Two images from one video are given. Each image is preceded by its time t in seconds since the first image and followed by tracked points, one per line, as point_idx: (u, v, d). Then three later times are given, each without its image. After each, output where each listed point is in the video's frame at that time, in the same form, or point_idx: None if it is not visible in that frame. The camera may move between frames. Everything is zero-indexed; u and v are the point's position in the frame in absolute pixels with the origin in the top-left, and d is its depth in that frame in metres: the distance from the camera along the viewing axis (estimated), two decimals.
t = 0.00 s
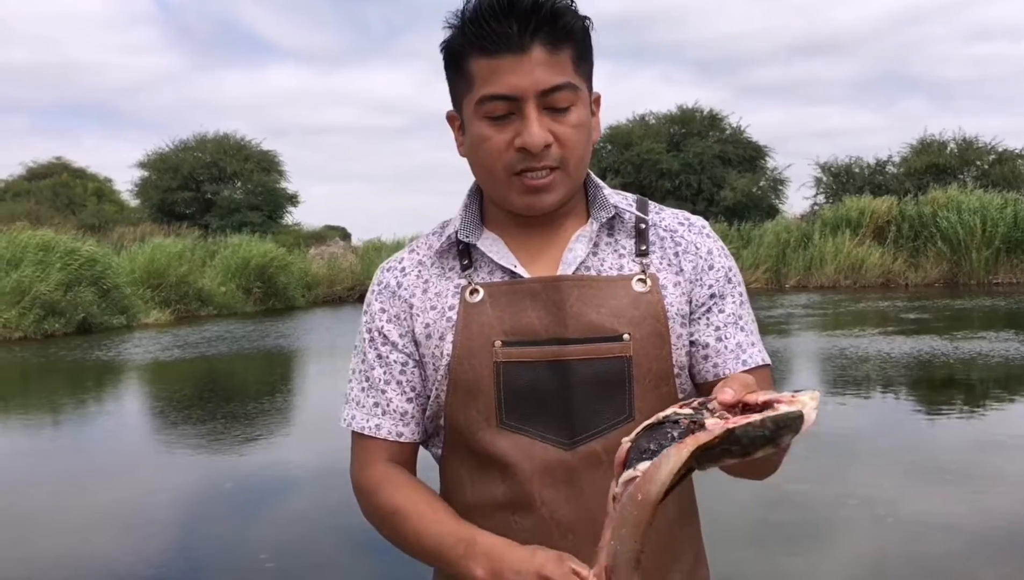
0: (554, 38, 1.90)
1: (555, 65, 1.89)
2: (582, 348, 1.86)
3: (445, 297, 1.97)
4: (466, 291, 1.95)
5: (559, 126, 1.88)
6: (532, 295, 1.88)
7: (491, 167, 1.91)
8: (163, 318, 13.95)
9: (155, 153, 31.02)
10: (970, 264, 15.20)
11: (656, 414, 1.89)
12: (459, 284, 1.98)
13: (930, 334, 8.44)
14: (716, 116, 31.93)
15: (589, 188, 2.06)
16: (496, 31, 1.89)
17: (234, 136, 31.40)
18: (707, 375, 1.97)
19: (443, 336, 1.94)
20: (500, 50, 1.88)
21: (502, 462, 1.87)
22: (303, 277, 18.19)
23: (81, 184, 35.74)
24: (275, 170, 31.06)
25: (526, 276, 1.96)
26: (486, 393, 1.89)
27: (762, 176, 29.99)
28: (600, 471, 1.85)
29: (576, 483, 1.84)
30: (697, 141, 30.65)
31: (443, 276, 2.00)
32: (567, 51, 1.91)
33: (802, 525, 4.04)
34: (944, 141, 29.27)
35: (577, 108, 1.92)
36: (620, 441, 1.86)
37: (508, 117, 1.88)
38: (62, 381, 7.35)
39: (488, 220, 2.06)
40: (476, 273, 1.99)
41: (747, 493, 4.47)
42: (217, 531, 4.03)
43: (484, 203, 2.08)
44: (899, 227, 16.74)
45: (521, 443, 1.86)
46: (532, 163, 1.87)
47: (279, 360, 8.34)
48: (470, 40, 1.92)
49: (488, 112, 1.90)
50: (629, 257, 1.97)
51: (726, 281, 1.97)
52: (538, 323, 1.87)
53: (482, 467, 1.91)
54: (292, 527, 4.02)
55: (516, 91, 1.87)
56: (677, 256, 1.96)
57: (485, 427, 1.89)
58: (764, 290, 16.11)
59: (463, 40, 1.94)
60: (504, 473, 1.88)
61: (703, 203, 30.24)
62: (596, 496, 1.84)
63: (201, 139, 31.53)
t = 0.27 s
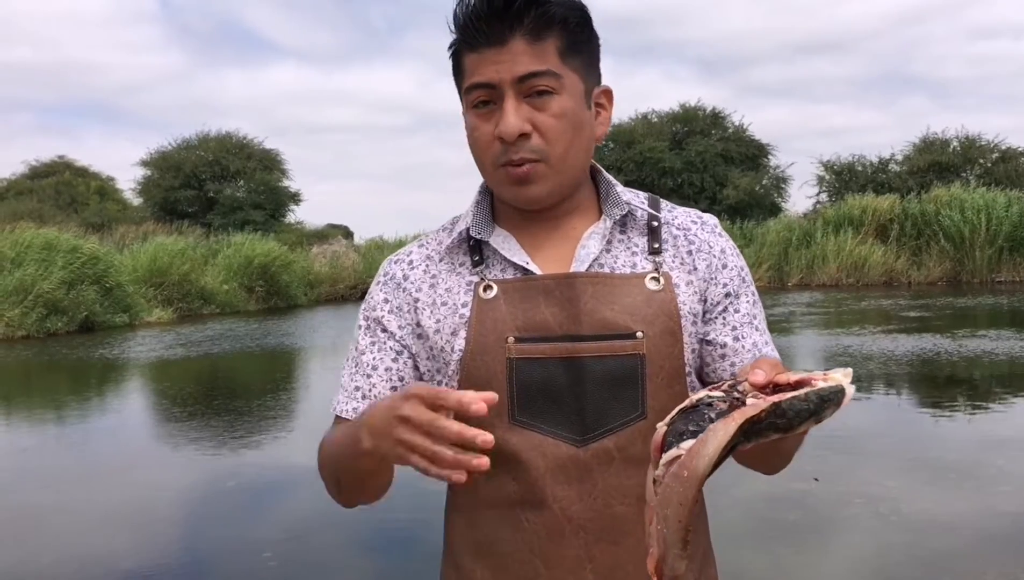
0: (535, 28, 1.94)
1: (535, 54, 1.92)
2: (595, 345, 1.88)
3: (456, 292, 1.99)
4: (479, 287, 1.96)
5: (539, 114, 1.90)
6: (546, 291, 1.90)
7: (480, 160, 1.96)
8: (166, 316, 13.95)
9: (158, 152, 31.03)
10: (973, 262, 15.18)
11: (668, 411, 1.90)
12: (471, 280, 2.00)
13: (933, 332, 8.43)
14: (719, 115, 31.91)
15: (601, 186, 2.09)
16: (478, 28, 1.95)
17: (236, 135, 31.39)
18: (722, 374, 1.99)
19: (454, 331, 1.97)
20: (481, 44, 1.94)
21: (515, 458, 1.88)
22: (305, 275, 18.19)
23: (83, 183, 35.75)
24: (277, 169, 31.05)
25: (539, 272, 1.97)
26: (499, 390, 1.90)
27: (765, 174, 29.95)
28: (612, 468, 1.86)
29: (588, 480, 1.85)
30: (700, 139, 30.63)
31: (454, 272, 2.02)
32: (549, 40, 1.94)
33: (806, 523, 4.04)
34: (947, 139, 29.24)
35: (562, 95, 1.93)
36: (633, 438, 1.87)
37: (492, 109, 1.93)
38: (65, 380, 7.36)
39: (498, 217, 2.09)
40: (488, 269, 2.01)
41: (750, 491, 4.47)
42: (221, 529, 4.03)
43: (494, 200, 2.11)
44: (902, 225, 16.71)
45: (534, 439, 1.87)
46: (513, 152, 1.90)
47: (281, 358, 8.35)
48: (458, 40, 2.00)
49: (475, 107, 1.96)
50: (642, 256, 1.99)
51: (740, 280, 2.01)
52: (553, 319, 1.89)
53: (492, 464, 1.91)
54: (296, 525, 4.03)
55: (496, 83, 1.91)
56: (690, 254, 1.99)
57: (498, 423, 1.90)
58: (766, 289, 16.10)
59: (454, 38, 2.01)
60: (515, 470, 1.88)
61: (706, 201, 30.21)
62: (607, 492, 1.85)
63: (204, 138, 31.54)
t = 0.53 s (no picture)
0: (538, 25, 1.95)
1: (540, 51, 1.94)
2: (606, 345, 1.89)
3: (470, 288, 1.99)
4: (492, 285, 1.97)
5: (551, 110, 1.92)
6: (559, 291, 1.92)
7: (497, 163, 1.96)
8: (168, 316, 13.96)
9: (160, 152, 31.07)
10: (975, 263, 15.17)
11: (677, 415, 1.91)
12: (485, 276, 2.00)
13: (935, 333, 8.43)
14: (721, 115, 31.92)
15: (615, 187, 2.10)
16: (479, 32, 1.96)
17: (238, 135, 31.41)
18: (733, 380, 1.99)
19: (466, 328, 1.95)
20: (484, 48, 1.96)
21: (523, 458, 1.88)
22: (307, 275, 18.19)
23: (85, 182, 35.76)
24: (279, 169, 31.07)
25: (552, 272, 1.97)
26: (509, 388, 1.90)
27: (767, 175, 29.95)
28: (620, 469, 1.87)
29: (596, 480, 1.86)
30: (702, 140, 30.63)
31: (468, 267, 2.02)
32: (552, 35, 1.96)
33: (808, 524, 4.04)
34: (949, 140, 29.23)
35: (571, 87, 1.95)
36: (642, 440, 1.88)
37: (503, 110, 1.94)
38: (67, 379, 7.36)
39: (513, 216, 2.08)
40: (502, 266, 2.01)
41: (752, 492, 4.47)
42: (222, 529, 4.03)
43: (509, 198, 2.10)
44: (903, 226, 16.72)
45: (542, 438, 1.87)
46: (530, 150, 1.90)
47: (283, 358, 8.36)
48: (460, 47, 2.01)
49: (485, 111, 1.97)
50: (656, 259, 1.99)
51: (753, 287, 2.01)
52: (565, 318, 1.90)
53: (499, 463, 1.90)
54: (298, 525, 4.03)
55: (504, 84, 1.93)
56: (703, 259, 1.99)
57: (507, 422, 1.89)
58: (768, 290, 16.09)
59: (453, 48, 2.03)
60: (522, 469, 1.88)
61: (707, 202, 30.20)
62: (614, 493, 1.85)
63: (206, 138, 31.57)
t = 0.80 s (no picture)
0: (560, 27, 1.94)
1: (561, 53, 1.93)
2: (611, 349, 1.88)
3: (480, 290, 2.00)
4: (498, 286, 1.98)
5: (570, 113, 1.91)
6: (565, 294, 1.91)
7: (512, 163, 1.96)
8: (167, 317, 13.95)
9: (160, 153, 31.08)
10: (975, 267, 15.17)
11: (682, 420, 1.90)
12: (494, 278, 2.01)
13: (936, 337, 8.42)
14: (721, 118, 31.93)
15: (626, 194, 2.10)
16: (501, 30, 1.95)
17: (239, 136, 31.42)
18: (738, 387, 1.99)
19: (474, 330, 1.98)
20: (504, 47, 1.95)
21: (527, 460, 1.89)
22: (307, 277, 18.19)
23: (86, 183, 35.77)
24: (279, 170, 31.07)
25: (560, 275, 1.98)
26: (514, 390, 1.91)
27: (767, 178, 29.94)
28: (622, 472, 1.87)
29: (597, 483, 1.86)
30: (702, 142, 30.65)
31: (478, 268, 2.03)
32: (574, 38, 1.95)
33: (808, 528, 4.04)
34: (949, 144, 29.24)
35: (590, 92, 1.94)
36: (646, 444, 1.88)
37: (521, 111, 1.94)
38: (66, 380, 7.35)
39: (524, 218, 2.09)
40: (511, 268, 2.01)
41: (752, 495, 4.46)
42: (221, 531, 4.02)
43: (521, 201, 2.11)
44: (904, 230, 16.72)
45: (546, 440, 1.88)
46: (548, 151, 1.90)
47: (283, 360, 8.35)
48: (480, 45, 2.00)
49: (503, 111, 1.96)
50: (663, 263, 1.98)
51: (762, 295, 1.99)
52: (571, 321, 1.90)
53: (503, 463, 1.93)
54: (297, 527, 4.02)
55: (524, 84, 1.92)
56: (712, 265, 1.98)
57: (511, 422, 1.91)
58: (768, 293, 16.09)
59: (473, 45, 2.01)
60: (526, 469, 1.90)
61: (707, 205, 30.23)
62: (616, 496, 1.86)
63: (207, 139, 31.58)
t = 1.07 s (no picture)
0: (584, 25, 1.96)
1: (584, 49, 1.94)
2: (620, 355, 1.88)
3: (490, 292, 2.00)
4: (508, 289, 1.98)
5: (590, 107, 1.92)
6: (575, 299, 1.91)
7: (527, 154, 1.95)
8: (166, 318, 13.94)
9: (159, 154, 31.07)
10: (973, 271, 15.18)
11: (689, 426, 1.91)
12: (503, 281, 2.00)
13: (934, 341, 8.43)
14: (720, 121, 31.96)
15: (637, 198, 2.10)
16: (526, 23, 1.96)
17: (237, 138, 31.42)
18: (744, 395, 1.99)
19: (484, 333, 1.98)
20: (528, 40, 1.96)
21: (535, 464, 1.90)
22: (306, 279, 18.18)
23: (84, 184, 35.76)
24: (278, 172, 31.06)
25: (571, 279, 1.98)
26: (522, 394, 1.91)
27: (766, 181, 29.95)
28: (629, 478, 1.88)
29: (604, 488, 1.87)
30: (701, 145, 30.67)
31: (488, 271, 2.03)
32: (597, 36, 1.97)
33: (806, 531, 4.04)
34: (948, 147, 29.28)
35: (611, 90, 1.95)
36: (653, 449, 1.88)
37: (539, 103, 1.95)
38: (65, 382, 7.34)
39: (535, 219, 2.09)
40: (521, 271, 2.01)
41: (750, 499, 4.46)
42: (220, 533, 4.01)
43: (532, 202, 2.11)
44: (902, 234, 16.73)
45: (554, 444, 1.89)
46: (565, 143, 1.90)
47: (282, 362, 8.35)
48: (502, 38, 2.01)
49: (522, 103, 1.97)
50: (674, 269, 1.98)
51: (770, 303, 1.99)
52: (580, 326, 1.90)
53: (509, 467, 1.93)
54: (296, 529, 4.02)
55: (546, 77, 1.93)
56: (723, 272, 1.97)
57: (519, 426, 1.91)
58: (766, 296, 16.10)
59: (493, 40, 2.02)
60: (533, 474, 1.90)
61: (706, 208, 30.25)
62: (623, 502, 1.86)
63: (205, 140, 31.57)
